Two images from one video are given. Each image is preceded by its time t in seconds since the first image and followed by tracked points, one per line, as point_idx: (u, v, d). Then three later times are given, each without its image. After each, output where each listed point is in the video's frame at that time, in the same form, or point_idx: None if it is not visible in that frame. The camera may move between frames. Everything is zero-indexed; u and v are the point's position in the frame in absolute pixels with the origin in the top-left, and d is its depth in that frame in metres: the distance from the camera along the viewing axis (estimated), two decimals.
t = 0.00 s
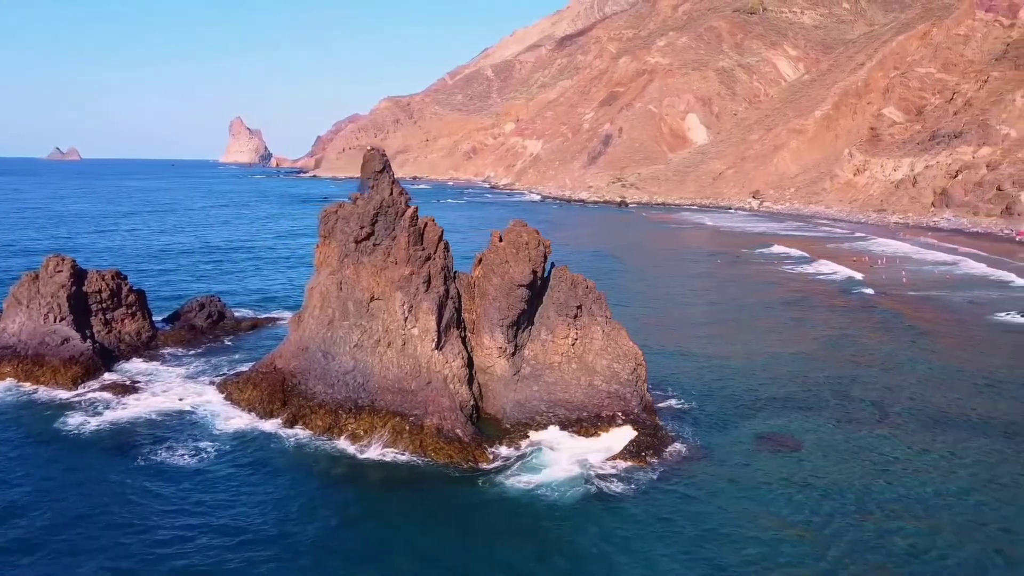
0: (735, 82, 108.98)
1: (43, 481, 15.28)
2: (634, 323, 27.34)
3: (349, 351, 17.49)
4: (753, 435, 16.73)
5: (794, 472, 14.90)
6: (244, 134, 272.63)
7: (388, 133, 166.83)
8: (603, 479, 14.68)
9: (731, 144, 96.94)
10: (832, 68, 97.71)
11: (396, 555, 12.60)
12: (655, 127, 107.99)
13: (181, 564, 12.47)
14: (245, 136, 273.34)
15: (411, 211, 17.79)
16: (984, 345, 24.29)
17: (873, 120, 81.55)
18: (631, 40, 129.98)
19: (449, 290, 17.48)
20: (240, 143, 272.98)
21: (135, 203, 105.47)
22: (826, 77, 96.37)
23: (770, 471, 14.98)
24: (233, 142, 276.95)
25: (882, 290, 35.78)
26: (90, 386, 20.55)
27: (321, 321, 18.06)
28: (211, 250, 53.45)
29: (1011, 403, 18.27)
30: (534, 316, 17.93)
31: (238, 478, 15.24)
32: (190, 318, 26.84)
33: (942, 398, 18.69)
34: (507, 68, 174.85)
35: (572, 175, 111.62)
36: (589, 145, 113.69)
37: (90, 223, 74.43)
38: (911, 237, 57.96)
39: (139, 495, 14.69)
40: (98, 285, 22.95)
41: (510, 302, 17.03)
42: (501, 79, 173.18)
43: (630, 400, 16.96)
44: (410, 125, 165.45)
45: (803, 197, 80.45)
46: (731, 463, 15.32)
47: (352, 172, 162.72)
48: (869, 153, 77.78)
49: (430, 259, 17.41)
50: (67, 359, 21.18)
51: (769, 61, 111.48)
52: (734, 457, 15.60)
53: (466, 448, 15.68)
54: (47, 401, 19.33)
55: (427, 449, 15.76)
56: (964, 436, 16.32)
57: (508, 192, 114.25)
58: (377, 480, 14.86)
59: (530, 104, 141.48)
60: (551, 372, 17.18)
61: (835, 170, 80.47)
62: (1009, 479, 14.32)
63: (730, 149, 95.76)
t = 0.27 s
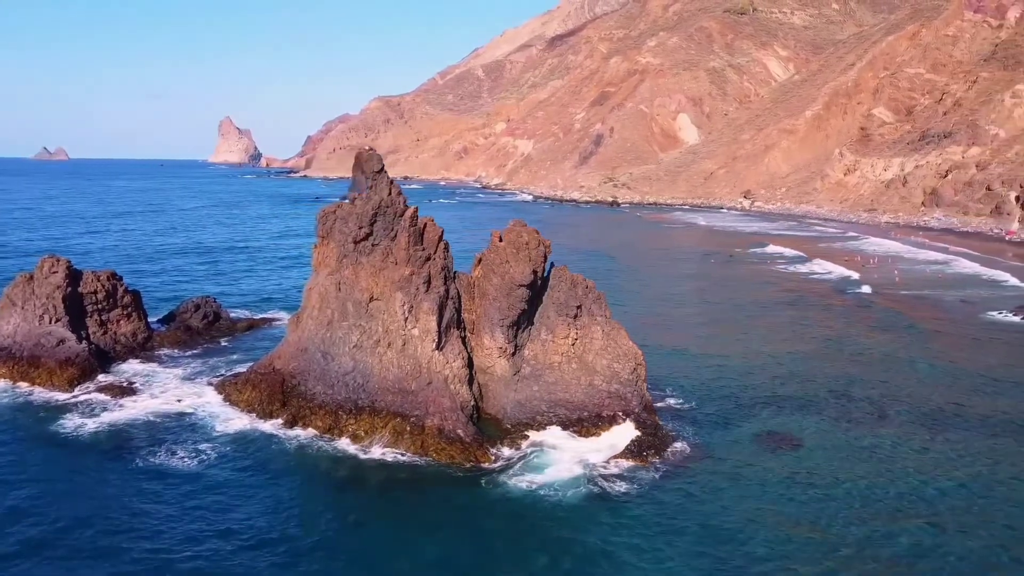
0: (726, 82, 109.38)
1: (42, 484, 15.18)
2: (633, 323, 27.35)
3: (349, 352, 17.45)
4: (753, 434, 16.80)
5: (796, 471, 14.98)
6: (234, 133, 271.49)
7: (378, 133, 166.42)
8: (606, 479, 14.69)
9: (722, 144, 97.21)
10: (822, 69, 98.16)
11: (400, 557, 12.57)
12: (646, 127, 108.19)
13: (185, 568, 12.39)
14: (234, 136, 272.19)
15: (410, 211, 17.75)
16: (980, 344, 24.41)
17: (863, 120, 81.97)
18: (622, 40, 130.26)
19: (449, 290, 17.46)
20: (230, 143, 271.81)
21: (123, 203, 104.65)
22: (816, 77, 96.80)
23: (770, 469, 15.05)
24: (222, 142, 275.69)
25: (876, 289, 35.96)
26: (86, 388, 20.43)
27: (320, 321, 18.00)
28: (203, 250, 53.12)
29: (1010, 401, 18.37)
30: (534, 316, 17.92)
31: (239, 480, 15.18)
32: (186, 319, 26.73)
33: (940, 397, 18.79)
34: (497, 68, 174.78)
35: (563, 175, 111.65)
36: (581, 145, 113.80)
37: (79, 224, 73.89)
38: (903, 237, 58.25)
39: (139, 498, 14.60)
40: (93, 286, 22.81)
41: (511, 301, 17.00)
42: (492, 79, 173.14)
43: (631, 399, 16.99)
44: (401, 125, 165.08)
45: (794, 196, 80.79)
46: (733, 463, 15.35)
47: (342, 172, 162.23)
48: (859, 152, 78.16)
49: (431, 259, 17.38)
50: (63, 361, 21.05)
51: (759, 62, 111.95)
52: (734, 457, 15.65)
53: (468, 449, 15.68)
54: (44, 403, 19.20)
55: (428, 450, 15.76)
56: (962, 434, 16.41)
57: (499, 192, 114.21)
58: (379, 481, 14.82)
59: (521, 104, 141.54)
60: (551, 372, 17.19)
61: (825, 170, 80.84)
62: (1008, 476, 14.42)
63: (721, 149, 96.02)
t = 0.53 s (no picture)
0: (716, 82, 109.73)
1: (41, 485, 15.08)
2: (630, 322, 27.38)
3: (348, 352, 17.40)
4: (752, 432, 16.86)
5: (797, 469, 15.04)
6: (223, 133, 270.14)
7: (369, 133, 166.00)
8: (609, 479, 14.69)
9: (713, 144, 97.48)
10: (812, 69, 98.59)
11: (403, 559, 12.54)
12: (637, 127, 108.37)
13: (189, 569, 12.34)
14: (223, 136, 270.90)
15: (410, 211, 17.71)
16: (975, 343, 24.58)
17: (853, 120, 82.38)
18: (612, 40, 130.45)
19: (448, 290, 17.44)
20: (219, 142, 270.48)
21: (112, 203, 103.87)
22: (807, 78, 97.19)
23: (771, 467, 15.11)
24: (211, 142, 274.34)
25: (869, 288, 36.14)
26: (83, 388, 20.29)
27: (319, 322, 17.94)
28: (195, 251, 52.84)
29: (1006, 400, 18.49)
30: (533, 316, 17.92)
31: (239, 481, 15.12)
32: (181, 319, 26.60)
33: (938, 395, 18.89)
34: (488, 68, 174.68)
35: (554, 174, 111.68)
36: (572, 145, 113.89)
37: (68, 224, 73.31)
38: (894, 236, 58.58)
39: (139, 500, 14.49)
40: (88, 287, 22.68)
41: (511, 301, 17.00)
42: (482, 79, 173.05)
43: (631, 399, 17.01)
44: (391, 125, 164.69)
45: (785, 196, 81.13)
46: (734, 462, 15.38)
47: (333, 172, 161.74)
48: (849, 152, 78.55)
49: (430, 259, 17.37)
50: (59, 362, 20.91)
51: (749, 62, 112.39)
52: (735, 455, 15.70)
53: (469, 449, 15.67)
54: (39, 405, 19.05)
55: (430, 450, 15.74)
56: (960, 432, 16.53)
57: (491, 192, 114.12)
58: (380, 482, 14.78)
59: (512, 104, 141.46)
60: (551, 372, 17.20)
61: (816, 170, 81.20)
62: (1005, 473, 14.56)
63: (712, 149, 96.28)
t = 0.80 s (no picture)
0: (707, 82, 110.06)
1: (41, 487, 14.97)
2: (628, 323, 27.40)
3: (347, 352, 17.36)
4: (752, 431, 16.92)
5: (798, 467, 15.10)
6: (212, 132, 268.72)
7: (359, 133, 165.55)
8: (611, 479, 14.71)
9: (704, 144, 97.73)
10: (802, 69, 99.00)
11: (409, 560, 12.51)
12: (628, 127, 108.51)
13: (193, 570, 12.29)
14: (212, 135, 269.56)
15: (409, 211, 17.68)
16: (971, 342, 24.69)
17: (843, 120, 82.79)
18: (603, 40, 130.57)
19: (448, 290, 17.41)
20: (208, 142, 269.14)
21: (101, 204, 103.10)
22: (796, 78, 97.61)
23: (772, 466, 15.16)
24: (200, 142, 273.04)
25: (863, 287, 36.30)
26: (79, 390, 20.15)
27: (318, 322, 17.88)
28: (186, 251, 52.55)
29: (1003, 398, 18.58)
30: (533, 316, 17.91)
31: (240, 483, 15.04)
32: (176, 320, 26.47)
33: (934, 394, 18.98)
34: (478, 68, 174.54)
35: (546, 174, 111.71)
36: (563, 145, 113.95)
37: (58, 224, 72.90)
38: (885, 235, 58.88)
39: (139, 504, 14.35)
40: (83, 287, 22.53)
41: (511, 301, 17.00)
42: (473, 78, 172.94)
43: (631, 398, 17.02)
44: (381, 124, 164.30)
45: (776, 195, 81.46)
46: (735, 462, 15.40)
47: (323, 172, 161.24)
48: (839, 152, 78.92)
49: (430, 259, 17.35)
50: (55, 363, 20.75)
51: (739, 62, 112.79)
52: (736, 454, 15.75)
53: (471, 449, 15.66)
54: (37, 406, 18.91)
55: (431, 450, 15.73)
56: (958, 430, 16.62)
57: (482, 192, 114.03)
58: (381, 483, 14.73)
59: (502, 103, 141.36)
60: (551, 372, 17.20)
61: (806, 169, 81.55)
62: (1004, 470, 14.68)
63: (703, 149, 96.51)
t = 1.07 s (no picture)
0: (697, 81, 110.41)
1: (40, 490, 14.84)
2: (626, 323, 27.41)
3: (346, 353, 17.30)
4: (752, 430, 16.97)
5: (798, 465, 15.17)
6: (200, 132, 267.38)
7: (349, 132, 165.08)
8: (613, 478, 14.73)
9: (695, 143, 98.00)
10: (791, 69, 99.43)
11: (413, 561, 12.48)
12: (619, 127, 108.65)
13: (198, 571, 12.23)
14: (201, 135, 268.31)
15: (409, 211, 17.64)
16: (966, 340, 24.82)
17: (832, 119, 83.21)
18: (593, 39, 130.72)
19: (448, 290, 17.39)
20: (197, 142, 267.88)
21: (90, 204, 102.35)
22: (786, 77, 98.04)
23: (774, 464, 15.21)
24: (189, 141, 271.86)
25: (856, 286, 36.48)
26: (75, 392, 20.01)
27: (316, 323, 17.81)
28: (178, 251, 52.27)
29: (1001, 396, 18.70)
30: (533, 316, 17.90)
31: (241, 484, 14.97)
32: (171, 320, 26.32)
33: (932, 392, 19.07)
34: (468, 67, 174.44)
35: (537, 174, 111.76)
36: (554, 145, 114.02)
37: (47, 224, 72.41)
38: (876, 234, 59.24)
39: (139, 506, 14.23)
40: (77, 288, 22.37)
41: (511, 301, 16.99)
42: (463, 78, 172.84)
43: (632, 398, 17.01)
44: (371, 124, 163.87)
45: (767, 195, 81.82)
46: (736, 461, 15.43)
47: (313, 172, 160.73)
48: (829, 152, 79.30)
49: (430, 259, 17.33)
50: (50, 364, 20.59)
51: (729, 61, 113.22)
52: (736, 452, 15.80)
53: (472, 449, 15.65)
54: (32, 408, 18.75)
55: (433, 451, 15.70)
56: (957, 428, 16.73)
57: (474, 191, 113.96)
58: (383, 484, 14.69)
59: (493, 103, 141.23)
60: (551, 371, 17.20)
61: (797, 169, 81.93)
62: (1003, 466, 14.79)
63: (694, 148, 96.76)
